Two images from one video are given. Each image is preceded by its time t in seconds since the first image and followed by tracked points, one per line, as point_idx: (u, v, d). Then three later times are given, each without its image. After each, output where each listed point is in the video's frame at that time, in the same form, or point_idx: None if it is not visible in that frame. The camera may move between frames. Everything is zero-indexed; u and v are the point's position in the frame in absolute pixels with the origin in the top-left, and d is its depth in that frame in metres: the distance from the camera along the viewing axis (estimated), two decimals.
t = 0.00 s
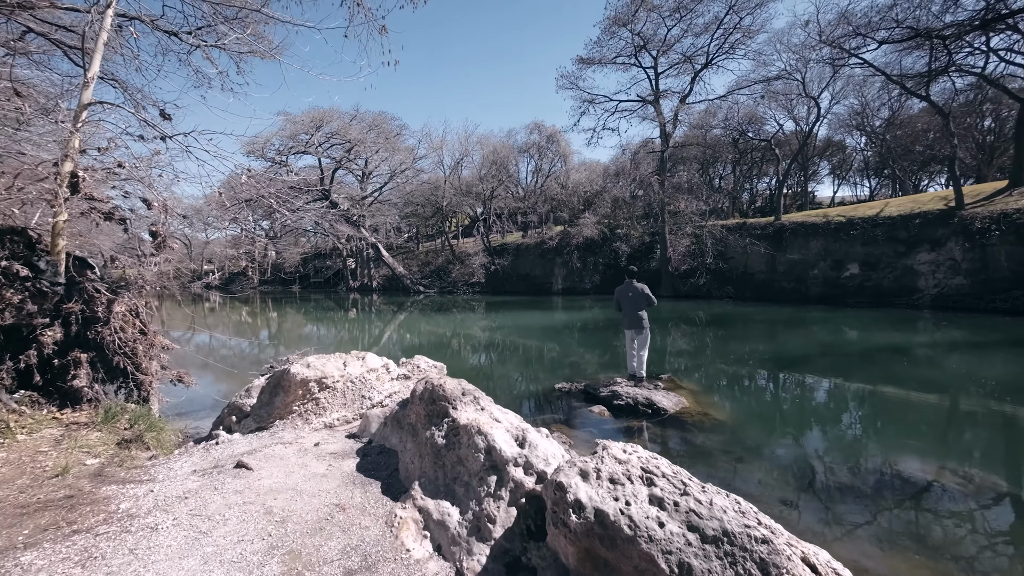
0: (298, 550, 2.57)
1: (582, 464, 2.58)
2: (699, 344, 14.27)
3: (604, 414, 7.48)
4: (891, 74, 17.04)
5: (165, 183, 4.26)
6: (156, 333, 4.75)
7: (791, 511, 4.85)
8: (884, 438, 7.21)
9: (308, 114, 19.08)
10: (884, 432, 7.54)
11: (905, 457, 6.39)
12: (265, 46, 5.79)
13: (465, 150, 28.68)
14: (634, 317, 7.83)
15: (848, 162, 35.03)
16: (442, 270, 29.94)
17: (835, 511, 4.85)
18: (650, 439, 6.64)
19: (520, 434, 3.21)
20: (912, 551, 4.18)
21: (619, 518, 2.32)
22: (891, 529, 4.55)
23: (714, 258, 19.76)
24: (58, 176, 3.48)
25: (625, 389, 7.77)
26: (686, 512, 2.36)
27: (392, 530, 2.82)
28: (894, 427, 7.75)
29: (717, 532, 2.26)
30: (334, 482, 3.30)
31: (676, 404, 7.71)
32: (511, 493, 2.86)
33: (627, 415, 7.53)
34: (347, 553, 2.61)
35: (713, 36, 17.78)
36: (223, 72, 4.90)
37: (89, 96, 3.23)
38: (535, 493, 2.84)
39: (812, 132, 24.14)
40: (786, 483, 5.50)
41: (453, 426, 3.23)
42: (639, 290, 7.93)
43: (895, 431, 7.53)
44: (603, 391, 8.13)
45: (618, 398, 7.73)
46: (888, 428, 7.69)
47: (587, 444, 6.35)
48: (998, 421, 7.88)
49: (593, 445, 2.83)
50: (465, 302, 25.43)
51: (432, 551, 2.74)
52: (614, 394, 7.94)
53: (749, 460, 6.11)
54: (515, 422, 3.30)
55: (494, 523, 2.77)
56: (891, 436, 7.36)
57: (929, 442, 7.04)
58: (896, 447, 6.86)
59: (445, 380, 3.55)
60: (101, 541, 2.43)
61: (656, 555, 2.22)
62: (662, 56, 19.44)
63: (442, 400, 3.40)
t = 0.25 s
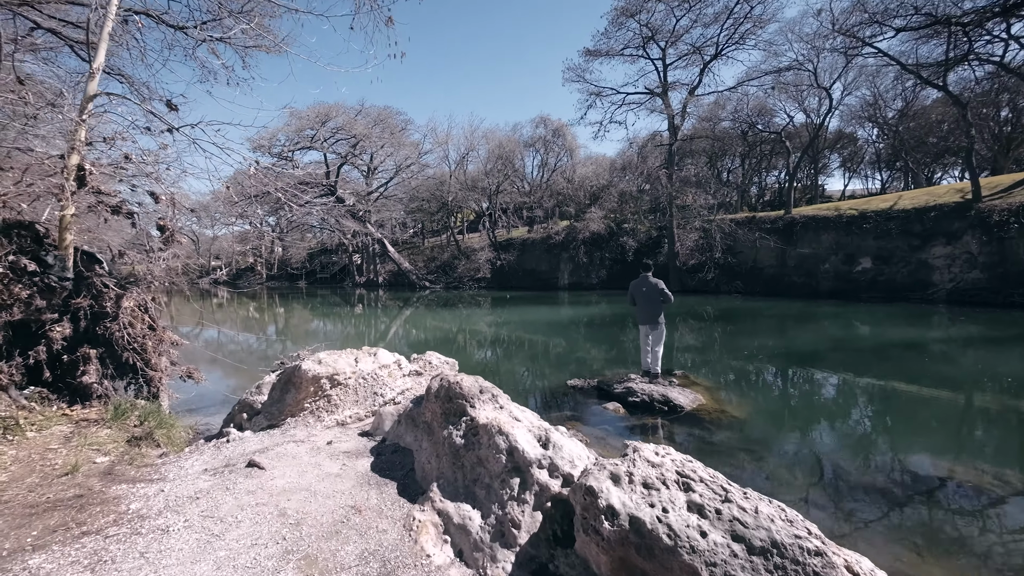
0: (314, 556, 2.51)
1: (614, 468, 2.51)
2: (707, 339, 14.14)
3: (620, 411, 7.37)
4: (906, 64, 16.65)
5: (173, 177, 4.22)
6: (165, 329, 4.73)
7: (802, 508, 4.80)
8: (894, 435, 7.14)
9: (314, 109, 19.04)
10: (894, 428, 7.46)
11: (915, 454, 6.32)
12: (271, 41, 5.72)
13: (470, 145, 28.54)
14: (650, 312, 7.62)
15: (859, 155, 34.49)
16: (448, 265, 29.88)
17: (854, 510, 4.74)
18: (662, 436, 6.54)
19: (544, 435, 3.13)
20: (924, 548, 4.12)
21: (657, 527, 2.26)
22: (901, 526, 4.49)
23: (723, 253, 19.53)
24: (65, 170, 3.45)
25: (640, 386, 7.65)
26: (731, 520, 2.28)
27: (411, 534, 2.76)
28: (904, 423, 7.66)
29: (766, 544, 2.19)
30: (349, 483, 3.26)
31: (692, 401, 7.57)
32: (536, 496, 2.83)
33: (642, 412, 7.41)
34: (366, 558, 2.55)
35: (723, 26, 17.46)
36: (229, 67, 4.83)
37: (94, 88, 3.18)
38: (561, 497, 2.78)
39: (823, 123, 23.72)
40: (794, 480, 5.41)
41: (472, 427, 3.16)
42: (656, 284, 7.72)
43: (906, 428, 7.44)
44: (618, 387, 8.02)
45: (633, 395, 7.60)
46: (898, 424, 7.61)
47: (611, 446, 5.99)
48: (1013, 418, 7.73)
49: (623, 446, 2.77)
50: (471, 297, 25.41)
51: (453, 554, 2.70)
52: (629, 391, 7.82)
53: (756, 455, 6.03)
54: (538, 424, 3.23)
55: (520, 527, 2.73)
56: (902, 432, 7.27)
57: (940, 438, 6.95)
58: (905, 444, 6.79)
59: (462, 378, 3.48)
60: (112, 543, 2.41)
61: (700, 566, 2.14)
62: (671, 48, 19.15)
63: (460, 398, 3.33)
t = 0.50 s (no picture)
0: (325, 563, 2.43)
1: (650, 474, 2.42)
2: (712, 334, 14.03)
3: (634, 407, 7.20)
4: (919, 53, 16.29)
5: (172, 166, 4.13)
6: (169, 324, 4.67)
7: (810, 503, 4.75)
8: (902, 430, 7.06)
9: (317, 103, 18.93)
10: (901, 423, 7.38)
11: (923, 449, 6.25)
12: (274, 33, 5.60)
13: (474, 139, 28.35)
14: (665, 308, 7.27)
15: (868, 147, 34.03)
16: (451, 260, 29.77)
17: (872, 509, 4.64)
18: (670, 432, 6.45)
19: (567, 436, 3.04)
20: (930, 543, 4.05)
21: (702, 539, 2.15)
22: (907, 521, 4.44)
23: (729, 247, 19.33)
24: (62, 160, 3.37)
25: (655, 382, 7.47)
26: (783, 531, 2.17)
27: (428, 540, 2.69)
28: (912, 418, 7.58)
29: (826, 559, 2.06)
30: (360, 484, 3.18)
31: (709, 398, 7.36)
32: (563, 503, 2.72)
33: (657, 408, 7.24)
34: (380, 567, 2.48)
35: (731, 15, 17.16)
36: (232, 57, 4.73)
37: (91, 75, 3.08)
38: (588, 503, 2.69)
39: (832, 115, 23.36)
40: (796, 473, 5.36)
41: (491, 428, 3.08)
42: (670, 277, 7.46)
43: (914, 423, 7.36)
44: (631, 383, 7.86)
45: (648, 391, 7.43)
46: (904, 419, 7.54)
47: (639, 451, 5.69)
48: None
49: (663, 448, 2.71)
50: (475, 292, 25.34)
51: (474, 562, 2.63)
52: (643, 387, 7.66)
53: (758, 450, 5.95)
54: (561, 425, 3.13)
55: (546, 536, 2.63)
56: (910, 427, 7.19)
57: (948, 433, 6.87)
58: (912, 439, 6.72)
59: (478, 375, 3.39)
60: (113, 548, 2.34)
61: None
62: (677, 38, 18.87)
63: (476, 396, 3.25)
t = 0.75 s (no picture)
0: None
1: (688, 486, 2.33)
2: (716, 329, 13.95)
3: (648, 407, 6.97)
4: (929, 43, 16.00)
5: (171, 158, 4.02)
6: (169, 320, 4.59)
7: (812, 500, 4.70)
8: (908, 426, 6.98)
9: (318, 97, 18.76)
10: (907, 419, 7.30)
11: (929, 445, 6.18)
12: (273, 25, 5.47)
13: (476, 132, 28.14)
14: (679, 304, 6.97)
15: (874, 140, 33.66)
16: (454, 255, 29.64)
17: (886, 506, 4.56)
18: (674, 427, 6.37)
19: (591, 441, 2.93)
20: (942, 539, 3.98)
21: (755, 561, 2.04)
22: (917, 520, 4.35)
23: (734, 242, 19.16)
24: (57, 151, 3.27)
25: (669, 380, 7.25)
26: (847, 554, 2.06)
27: (446, 555, 2.59)
28: (918, 414, 7.50)
29: None
30: (371, 489, 3.11)
31: (725, 396, 7.16)
32: (592, 517, 2.62)
33: (671, 407, 7.04)
34: None
35: (738, 5, 16.88)
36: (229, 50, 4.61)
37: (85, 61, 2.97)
38: (619, 516, 2.62)
39: (839, 107, 23.05)
40: (803, 470, 5.27)
41: (509, 432, 2.98)
42: (686, 272, 7.12)
43: (920, 419, 7.28)
44: (644, 381, 7.64)
45: (662, 389, 7.24)
46: (909, 415, 7.46)
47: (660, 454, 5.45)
48: None
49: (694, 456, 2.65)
50: (477, 287, 25.24)
51: None
52: (656, 384, 7.44)
53: (763, 446, 5.86)
54: (583, 432, 3.00)
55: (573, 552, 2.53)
56: (917, 424, 7.10)
57: (954, 429, 6.80)
58: (917, 434, 6.65)
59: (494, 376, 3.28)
60: (108, 562, 2.25)
61: None
62: (682, 29, 18.60)
63: (492, 397, 3.16)
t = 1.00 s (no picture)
0: None
1: (737, 506, 2.25)
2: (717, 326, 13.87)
3: (661, 408, 6.72)
4: (935, 37, 15.85)
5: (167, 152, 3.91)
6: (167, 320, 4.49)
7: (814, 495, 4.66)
8: (909, 423, 6.93)
9: (318, 93, 18.62)
10: (908, 415, 7.26)
11: (932, 442, 6.13)
12: (270, 17, 5.33)
13: (477, 128, 27.99)
14: (692, 302, 6.74)
15: (876, 136, 33.50)
16: (454, 252, 29.51)
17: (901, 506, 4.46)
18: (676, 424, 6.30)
19: (619, 452, 2.82)
20: (952, 536, 3.92)
21: None
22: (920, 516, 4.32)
23: (736, 238, 19.07)
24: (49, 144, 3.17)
25: (681, 380, 7.06)
26: None
27: None
28: (920, 411, 7.45)
29: None
30: (382, 499, 3.00)
31: (739, 398, 6.92)
32: (626, 537, 2.51)
33: (685, 409, 6.79)
34: None
35: None
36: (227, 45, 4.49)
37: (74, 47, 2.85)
38: (655, 537, 2.51)
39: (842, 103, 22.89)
40: (803, 466, 5.22)
41: (531, 443, 2.87)
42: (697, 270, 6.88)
43: (922, 416, 7.23)
44: (656, 381, 7.43)
45: (674, 390, 7.02)
46: (910, 411, 7.42)
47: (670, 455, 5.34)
48: None
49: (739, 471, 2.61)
50: (478, 284, 25.15)
51: None
52: (668, 385, 7.22)
53: (766, 443, 5.79)
54: (609, 444, 2.88)
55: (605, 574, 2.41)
56: (919, 420, 7.05)
57: (956, 426, 6.75)
58: (918, 431, 6.61)
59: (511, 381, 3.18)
60: None
61: None
62: (685, 24, 18.44)
63: (510, 403, 3.06)
